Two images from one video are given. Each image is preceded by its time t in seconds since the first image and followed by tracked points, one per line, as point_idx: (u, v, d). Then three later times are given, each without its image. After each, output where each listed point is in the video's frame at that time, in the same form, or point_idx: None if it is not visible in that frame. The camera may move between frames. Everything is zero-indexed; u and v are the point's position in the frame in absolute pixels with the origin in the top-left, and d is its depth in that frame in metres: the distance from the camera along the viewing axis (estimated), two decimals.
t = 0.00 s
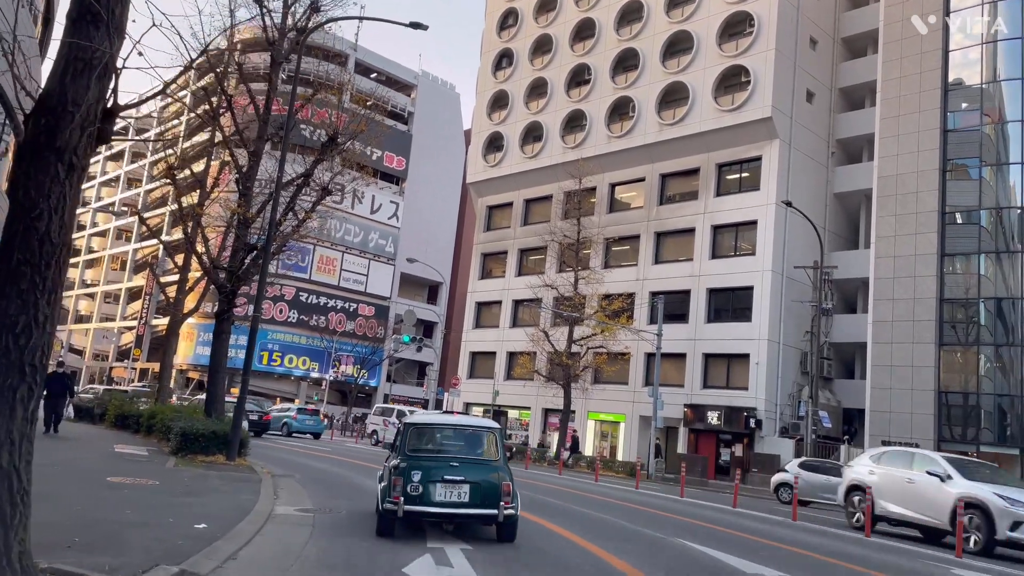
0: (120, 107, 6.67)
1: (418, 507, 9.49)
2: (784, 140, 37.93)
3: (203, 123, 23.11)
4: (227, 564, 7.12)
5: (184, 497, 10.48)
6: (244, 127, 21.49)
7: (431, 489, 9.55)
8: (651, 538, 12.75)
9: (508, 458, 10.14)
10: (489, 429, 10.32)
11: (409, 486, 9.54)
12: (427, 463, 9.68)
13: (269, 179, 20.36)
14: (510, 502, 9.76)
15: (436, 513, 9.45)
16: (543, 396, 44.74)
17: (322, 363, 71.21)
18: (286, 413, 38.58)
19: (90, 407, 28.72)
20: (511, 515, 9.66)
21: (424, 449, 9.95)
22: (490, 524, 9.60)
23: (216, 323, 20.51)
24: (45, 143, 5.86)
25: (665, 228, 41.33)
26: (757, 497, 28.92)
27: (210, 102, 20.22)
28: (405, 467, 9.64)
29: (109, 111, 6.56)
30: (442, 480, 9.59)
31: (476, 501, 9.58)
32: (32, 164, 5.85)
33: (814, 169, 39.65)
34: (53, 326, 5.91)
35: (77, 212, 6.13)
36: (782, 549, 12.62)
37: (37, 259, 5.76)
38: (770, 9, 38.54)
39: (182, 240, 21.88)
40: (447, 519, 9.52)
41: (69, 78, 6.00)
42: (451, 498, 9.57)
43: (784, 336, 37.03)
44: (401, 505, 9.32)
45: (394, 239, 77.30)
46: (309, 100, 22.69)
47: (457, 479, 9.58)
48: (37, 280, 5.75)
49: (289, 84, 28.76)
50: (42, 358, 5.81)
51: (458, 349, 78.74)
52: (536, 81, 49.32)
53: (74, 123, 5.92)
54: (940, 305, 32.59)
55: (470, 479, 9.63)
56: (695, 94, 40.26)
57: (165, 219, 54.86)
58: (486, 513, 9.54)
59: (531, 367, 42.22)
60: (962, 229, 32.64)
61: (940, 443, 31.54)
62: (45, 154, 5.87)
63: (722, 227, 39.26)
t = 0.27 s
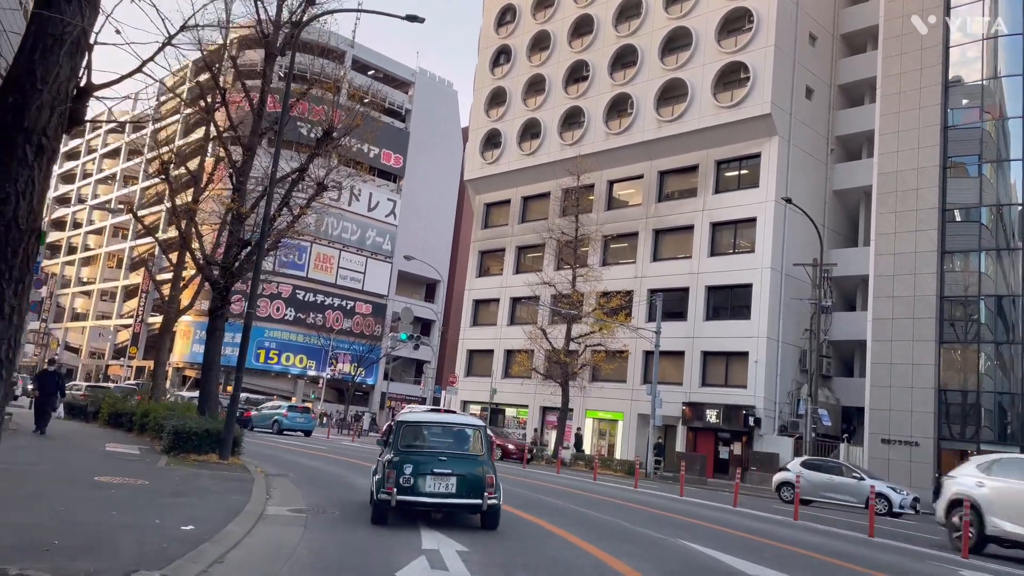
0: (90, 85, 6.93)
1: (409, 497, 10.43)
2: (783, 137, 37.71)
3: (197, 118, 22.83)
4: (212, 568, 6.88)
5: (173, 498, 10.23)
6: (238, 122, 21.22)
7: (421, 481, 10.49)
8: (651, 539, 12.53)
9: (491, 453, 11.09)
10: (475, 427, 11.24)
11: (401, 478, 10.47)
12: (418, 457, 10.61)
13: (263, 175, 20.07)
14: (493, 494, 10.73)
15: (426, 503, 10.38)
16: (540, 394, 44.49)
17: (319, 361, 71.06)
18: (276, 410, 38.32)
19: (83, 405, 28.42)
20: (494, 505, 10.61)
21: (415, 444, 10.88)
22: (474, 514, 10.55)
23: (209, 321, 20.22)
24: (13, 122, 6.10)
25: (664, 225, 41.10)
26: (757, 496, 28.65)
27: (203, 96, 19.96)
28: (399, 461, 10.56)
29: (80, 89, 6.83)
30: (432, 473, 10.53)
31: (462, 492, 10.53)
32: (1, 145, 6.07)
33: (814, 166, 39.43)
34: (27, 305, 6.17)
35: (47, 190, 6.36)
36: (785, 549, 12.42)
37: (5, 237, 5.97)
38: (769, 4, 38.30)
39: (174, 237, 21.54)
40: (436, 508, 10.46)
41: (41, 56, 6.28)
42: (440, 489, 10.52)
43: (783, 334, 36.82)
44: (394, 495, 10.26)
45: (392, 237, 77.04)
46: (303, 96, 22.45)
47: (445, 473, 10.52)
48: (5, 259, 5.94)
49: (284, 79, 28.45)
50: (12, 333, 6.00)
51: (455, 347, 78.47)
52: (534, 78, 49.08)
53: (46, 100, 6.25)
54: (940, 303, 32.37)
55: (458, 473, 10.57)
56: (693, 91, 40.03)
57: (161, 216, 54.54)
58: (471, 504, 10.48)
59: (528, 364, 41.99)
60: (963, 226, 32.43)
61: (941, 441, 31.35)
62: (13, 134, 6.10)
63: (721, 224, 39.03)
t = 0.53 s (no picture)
0: (55, 54, 7.56)
1: (401, 488, 11.47)
2: (784, 132, 37.39)
3: (191, 110, 22.46)
4: (196, 571, 6.59)
5: (161, 498, 9.93)
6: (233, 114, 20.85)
7: (412, 473, 11.53)
8: (652, 539, 12.26)
9: (477, 448, 12.11)
10: (461, 424, 12.25)
11: (394, 471, 11.51)
12: (409, 452, 11.63)
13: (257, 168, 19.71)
14: (479, 485, 11.76)
15: (416, 493, 11.42)
16: (539, 391, 44.15)
17: (316, 357, 70.92)
18: (268, 406, 38.00)
19: (77, 402, 28.06)
20: (479, 495, 11.67)
21: (407, 439, 11.90)
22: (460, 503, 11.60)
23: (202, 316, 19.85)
24: None
25: (663, 221, 40.77)
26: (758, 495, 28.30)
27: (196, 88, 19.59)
28: (391, 455, 11.60)
29: (43, 58, 7.47)
30: (422, 466, 11.57)
31: (450, 483, 11.58)
32: None
33: (815, 161, 39.11)
34: None
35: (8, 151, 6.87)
36: (788, 550, 12.15)
37: None
38: None
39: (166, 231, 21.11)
40: (425, 498, 11.52)
41: None
42: (429, 480, 11.56)
43: (784, 331, 36.53)
44: (388, 486, 11.30)
45: (390, 234, 76.71)
46: (298, 89, 22.10)
47: (434, 466, 11.55)
48: None
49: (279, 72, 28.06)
50: None
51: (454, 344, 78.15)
52: (533, 72, 48.71)
53: (5, 68, 6.57)
54: (943, 299, 32.06)
55: (446, 466, 11.59)
56: (694, 85, 39.70)
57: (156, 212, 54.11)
58: (458, 494, 11.53)
59: (527, 361, 41.65)
60: (966, 222, 32.13)
61: (943, 439, 31.07)
62: None
63: (721, 220, 38.72)
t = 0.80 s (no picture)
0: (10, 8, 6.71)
1: (395, 479, 12.33)
2: (788, 127, 37.00)
3: (186, 103, 22.08)
4: None
5: (146, 499, 9.53)
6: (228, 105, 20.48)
7: (405, 466, 12.39)
8: (656, 540, 11.89)
9: (463, 442, 13.04)
10: (449, 420, 13.16)
11: (388, 463, 12.36)
12: (402, 446, 12.49)
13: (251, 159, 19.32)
14: (466, 476, 12.73)
15: (409, 484, 12.30)
16: (539, 388, 43.76)
17: (315, 355, 70.46)
18: (262, 403, 37.76)
19: (71, 398, 27.68)
20: (466, 485, 12.61)
21: (399, 434, 12.77)
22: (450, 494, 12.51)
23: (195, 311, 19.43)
24: None
25: (665, 217, 40.36)
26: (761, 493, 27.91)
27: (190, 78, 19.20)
28: (385, 448, 12.47)
29: None
30: (413, 459, 12.44)
31: (440, 475, 12.47)
32: None
33: (818, 156, 38.72)
34: None
35: None
36: (797, 552, 11.76)
37: None
38: None
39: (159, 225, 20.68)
40: (417, 488, 12.39)
41: None
42: (420, 472, 12.44)
43: (787, 328, 36.16)
44: (382, 478, 12.15)
45: (389, 230, 76.35)
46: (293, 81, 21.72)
47: (425, 459, 12.44)
48: None
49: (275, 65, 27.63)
50: None
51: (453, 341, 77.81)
52: (533, 67, 48.30)
53: None
54: (949, 296, 31.67)
55: (436, 459, 12.50)
56: (696, 79, 39.27)
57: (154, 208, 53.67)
58: (447, 485, 12.44)
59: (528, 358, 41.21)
60: (973, 217, 31.73)
61: (949, 436, 30.70)
62: None
63: (724, 216, 38.31)
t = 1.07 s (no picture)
0: None
1: (386, 473, 12.93)
2: (793, 121, 36.48)
3: (179, 93, 21.57)
4: None
5: (129, 501, 9.07)
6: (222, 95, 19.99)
7: (395, 460, 12.99)
8: (663, 543, 11.43)
9: (449, 436, 13.66)
10: (436, 415, 13.77)
11: (379, 457, 12.95)
12: (392, 441, 13.08)
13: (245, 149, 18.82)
14: (453, 469, 13.35)
15: (400, 477, 12.90)
16: (540, 386, 43.27)
17: (315, 352, 69.99)
18: (255, 400, 37.37)
19: (64, 396, 27.19)
20: (454, 478, 13.23)
21: (388, 430, 13.36)
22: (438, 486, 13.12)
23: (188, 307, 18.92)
24: None
25: (669, 212, 39.83)
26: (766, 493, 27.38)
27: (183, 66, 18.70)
28: (377, 443, 13.07)
29: None
30: (403, 453, 13.04)
31: (428, 468, 13.09)
32: None
33: (824, 151, 38.20)
34: None
35: None
36: (810, 556, 11.29)
37: None
38: None
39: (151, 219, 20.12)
40: (407, 481, 12.98)
41: None
42: (410, 466, 13.05)
43: (792, 325, 35.65)
44: (375, 471, 12.73)
45: (389, 227, 75.89)
46: (287, 71, 21.22)
47: (414, 453, 13.05)
48: None
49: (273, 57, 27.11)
50: None
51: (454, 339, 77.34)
52: (535, 61, 47.78)
53: None
54: (958, 292, 31.15)
55: (425, 452, 13.14)
56: (700, 73, 38.74)
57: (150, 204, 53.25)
58: (436, 478, 13.06)
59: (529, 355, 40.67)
60: (983, 213, 31.18)
61: (957, 435, 30.19)
62: None
63: (728, 212, 37.80)
